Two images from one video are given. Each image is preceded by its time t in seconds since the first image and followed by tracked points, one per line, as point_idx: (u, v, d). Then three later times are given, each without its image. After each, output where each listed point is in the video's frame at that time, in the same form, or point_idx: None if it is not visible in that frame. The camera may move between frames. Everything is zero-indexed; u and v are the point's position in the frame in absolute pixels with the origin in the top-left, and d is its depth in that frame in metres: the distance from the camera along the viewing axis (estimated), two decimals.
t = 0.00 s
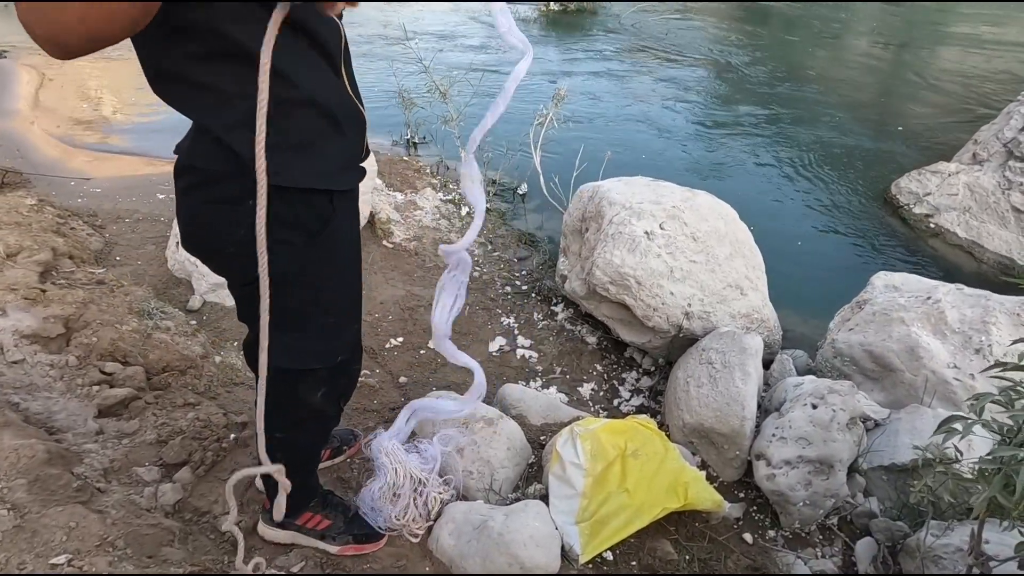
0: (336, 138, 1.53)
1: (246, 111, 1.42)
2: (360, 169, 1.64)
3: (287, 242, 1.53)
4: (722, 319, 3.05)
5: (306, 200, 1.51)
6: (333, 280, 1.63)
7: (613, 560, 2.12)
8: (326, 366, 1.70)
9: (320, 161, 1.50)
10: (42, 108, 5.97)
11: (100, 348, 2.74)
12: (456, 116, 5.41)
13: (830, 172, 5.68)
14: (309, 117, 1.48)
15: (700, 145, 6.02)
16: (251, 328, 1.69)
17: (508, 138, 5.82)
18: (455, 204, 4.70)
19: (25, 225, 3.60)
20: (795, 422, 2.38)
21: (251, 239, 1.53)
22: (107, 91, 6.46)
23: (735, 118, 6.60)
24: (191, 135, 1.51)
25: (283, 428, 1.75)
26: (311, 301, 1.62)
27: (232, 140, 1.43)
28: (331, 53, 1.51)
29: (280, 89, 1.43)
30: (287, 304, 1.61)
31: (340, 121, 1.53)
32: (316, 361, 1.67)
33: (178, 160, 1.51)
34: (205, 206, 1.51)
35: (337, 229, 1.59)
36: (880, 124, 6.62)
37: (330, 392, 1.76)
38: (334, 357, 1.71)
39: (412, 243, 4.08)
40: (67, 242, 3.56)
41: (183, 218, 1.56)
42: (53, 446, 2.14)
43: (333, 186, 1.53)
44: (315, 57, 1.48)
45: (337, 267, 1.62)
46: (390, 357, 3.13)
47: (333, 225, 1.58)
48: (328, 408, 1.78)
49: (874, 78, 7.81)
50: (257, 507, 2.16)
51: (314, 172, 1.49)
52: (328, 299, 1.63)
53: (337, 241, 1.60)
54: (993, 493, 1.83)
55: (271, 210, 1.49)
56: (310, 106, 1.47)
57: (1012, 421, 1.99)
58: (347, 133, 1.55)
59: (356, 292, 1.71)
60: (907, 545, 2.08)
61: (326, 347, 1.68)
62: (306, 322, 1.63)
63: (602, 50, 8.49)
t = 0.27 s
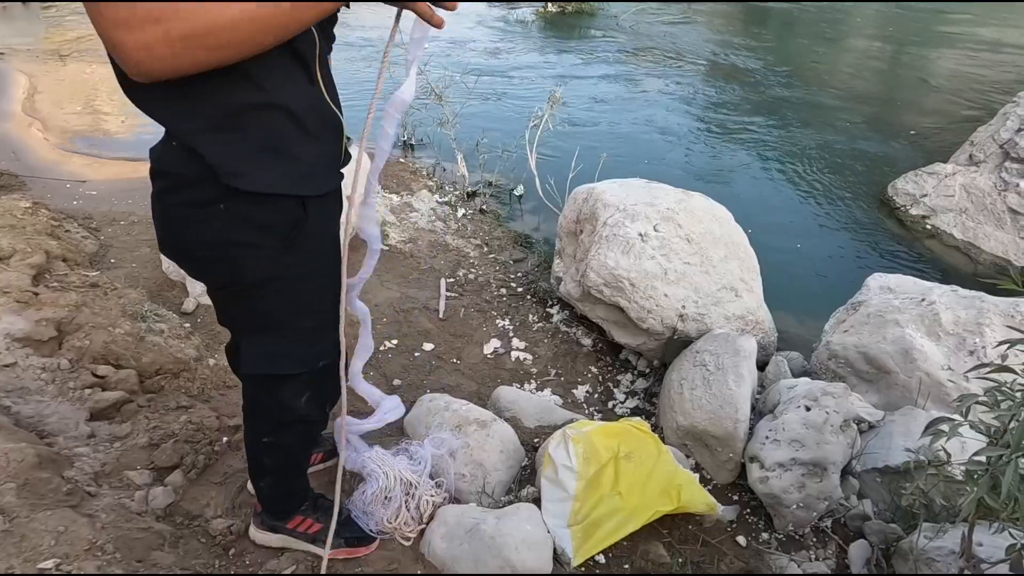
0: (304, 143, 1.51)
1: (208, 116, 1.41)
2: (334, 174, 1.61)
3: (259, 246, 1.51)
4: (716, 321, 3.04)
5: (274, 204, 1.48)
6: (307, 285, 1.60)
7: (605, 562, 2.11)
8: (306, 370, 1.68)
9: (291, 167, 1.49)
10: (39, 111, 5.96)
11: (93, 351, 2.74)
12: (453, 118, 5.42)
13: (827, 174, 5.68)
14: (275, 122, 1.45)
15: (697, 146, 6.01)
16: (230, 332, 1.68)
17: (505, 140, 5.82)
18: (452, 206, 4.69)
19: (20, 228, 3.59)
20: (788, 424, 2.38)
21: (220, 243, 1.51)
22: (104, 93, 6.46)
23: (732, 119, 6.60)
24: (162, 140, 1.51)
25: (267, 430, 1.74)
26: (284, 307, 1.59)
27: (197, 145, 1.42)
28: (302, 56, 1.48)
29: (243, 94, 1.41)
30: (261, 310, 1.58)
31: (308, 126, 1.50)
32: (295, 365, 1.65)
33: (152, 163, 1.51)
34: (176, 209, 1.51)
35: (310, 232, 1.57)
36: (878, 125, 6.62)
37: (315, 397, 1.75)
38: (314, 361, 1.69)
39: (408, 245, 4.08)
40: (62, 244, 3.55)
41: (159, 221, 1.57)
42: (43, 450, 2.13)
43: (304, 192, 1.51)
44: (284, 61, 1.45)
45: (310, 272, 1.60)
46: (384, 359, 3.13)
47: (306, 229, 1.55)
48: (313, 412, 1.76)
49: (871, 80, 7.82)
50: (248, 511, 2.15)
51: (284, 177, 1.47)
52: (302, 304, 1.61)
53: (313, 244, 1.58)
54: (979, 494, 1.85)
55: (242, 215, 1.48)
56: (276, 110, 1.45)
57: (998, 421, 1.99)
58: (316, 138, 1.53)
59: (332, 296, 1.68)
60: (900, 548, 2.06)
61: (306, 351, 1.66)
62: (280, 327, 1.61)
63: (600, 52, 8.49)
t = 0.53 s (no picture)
0: (295, 142, 1.51)
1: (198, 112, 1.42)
2: (323, 173, 1.62)
3: (250, 244, 1.51)
4: (716, 322, 3.04)
5: (263, 202, 1.49)
6: (299, 285, 1.60)
7: (605, 562, 2.11)
8: (300, 370, 1.68)
9: (282, 167, 1.49)
10: (38, 112, 5.97)
11: (93, 352, 2.74)
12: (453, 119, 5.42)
13: (826, 174, 5.68)
14: (267, 121, 1.46)
15: (697, 147, 6.01)
16: (221, 331, 1.67)
17: (504, 141, 5.82)
18: (451, 207, 4.69)
19: (20, 229, 3.59)
20: (789, 424, 2.38)
21: (210, 241, 1.50)
22: (104, 95, 6.46)
23: (732, 120, 6.60)
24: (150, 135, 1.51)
25: (263, 431, 1.73)
26: (275, 306, 1.59)
27: (186, 141, 1.43)
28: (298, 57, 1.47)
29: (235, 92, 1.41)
30: (253, 309, 1.58)
31: (299, 126, 1.51)
32: (289, 364, 1.65)
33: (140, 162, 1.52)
34: (164, 206, 1.50)
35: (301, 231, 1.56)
36: (877, 126, 6.62)
37: (310, 396, 1.75)
38: (308, 361, 1.69)
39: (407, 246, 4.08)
40: (61, 245, 3.55)
41: (146, 219, 1.56)
42: (43, 451, 2.13)
43: (295, 191, 1.51)
44: (280, 61, 1.45)
45: (302, 271, 1.59)
46: (384, 360, 3.13)
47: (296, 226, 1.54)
48: (308, 412, 1.76)
49: (871, 80, 7.82)
50: (248, 511, 2.15)
51: (275, 176, 1.48)
52: (293, 304, 1.60)
53: (305, 242, 1.58)
54: (982, 494, 1.85)
55: (232, 213, 1.48)
56: (268, 109, 1.45)
57: (1001, 420, 2.00)
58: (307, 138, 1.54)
59: (324, 296, 1.68)
60: (901, 548, 2.06)
61: (299, 350, 1.66)
62: (272, 326, 1.61)
63: (600, 52, 8.50)
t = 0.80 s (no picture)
0: (285, 145, 1.51)
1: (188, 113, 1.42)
2: (314, 176, 1.62)
3: (239, 247, 1.52)
4: (716, 323, 3.05)
5: (252, 204, 1.49)
6: (292, 286, 1.61)
7: (605, 565, 2.11)
8: (290, 374, 1.68)
9: (271, 169, 1.49)
10: (39, 115, 5.97)
11: (93, 354, 2.74)
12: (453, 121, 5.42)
13: (826, 175, 5.68)
14: (257, 123, 1.46)
15: (697, 149, 6.01)
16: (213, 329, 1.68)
17: (503, 143, 5.82)
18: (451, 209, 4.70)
19: (20, 232, 3.60)
20: (788, 426, 2.38)
21: (200, 243, 1.50)
22: (104, 98, 6.47)
23: (732, 121, 6.61)
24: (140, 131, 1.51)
25: (258, 435, 1.74)
26: (268, 309, 1.60)
27: (175, 139, 1.43)
28: (290, 60, 1.46)
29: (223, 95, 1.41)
30: (242, 311, 1.59)
31: (290, 129, 1.51)
32: (280, 368, 1.66)
33: (130, 162, 1.51)
34: (153, 207, 1.50)
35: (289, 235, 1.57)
36: (877, 127, 6.63)
37: (303, 400, 1.75)
38: (299, 364, 1.69)
39: (408, 248, 4.08)
40: (62, 248, 3.56)
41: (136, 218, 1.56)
42: (43, 454, 2.13)
43: (285, 194, 1.51)
44: (273, 64, 1.44)
45: (294, 273, 1.60)
46: (384, 362, 3.13)
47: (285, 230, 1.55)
48: (303, 416, 1.76)
49: (871, 81, 7.83)
50: (248, 514, 2.15)
51: (265, 178, 1.48)
52: (285, 306, 1.61)
53: (296, 246, 1.59)
54: (981, 496, 1.85)
55: (221, 215, 1.48)
56: (258, 110, 1.45)
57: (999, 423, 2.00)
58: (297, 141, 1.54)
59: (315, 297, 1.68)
60: (901, 550, 2.06)
61: (289, 353, 1.66)
62: (263, 328, 1.62)
63: (599, 54, 8.50)
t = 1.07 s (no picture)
0: (281, 143, 1.52)
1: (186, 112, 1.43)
2: (309, 177, 1.62)
3: (231, 247, 1.52)
4: (717, 324, 3.05)
5: (243, 204, 1.49)
6: (287, 288, 1.60)
7: (606, 566, 2.11)
8: (285, 377, 1.68)
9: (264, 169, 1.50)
10: (40, 117, 5.98)
11: (94, 357, 2.74)
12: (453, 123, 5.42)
13: (826, 176, 5.68)
14: (254, 122, 1.47)
15: (697, 150, 6.01)
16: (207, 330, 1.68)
17: (504, 144, 5.83)
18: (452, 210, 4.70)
19: (21, 234, 3.60)
20: (789, 427, 2.38)
21: (194, 242, 1.51)
22: (105, 99, 6.47)
23: (732, 122, 6.61)
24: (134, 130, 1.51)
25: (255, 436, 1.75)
26: (264, 310, 1.59)
27: (169, 134, 1.44)
28: (287, 59, 1.47)
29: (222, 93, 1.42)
30: (236, 312, 1.58)
31: (286, 127, 1.52)
32: (275, 369, 1.66)
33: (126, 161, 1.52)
34: (147, 206, 1.50)
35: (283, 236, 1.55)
36: (877, 127, 6.63)
37: (297, 402, 1.75)
38: (293, 366, 1.68)
39: (408, 249, 4.08)
40: (62, 250, 3.56)
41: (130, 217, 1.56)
42: (44, 456, 2.13)
43: (276, 193, 1.51)
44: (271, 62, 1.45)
45: (290, 274, 1.60)
46: (384, 364, 3.13)
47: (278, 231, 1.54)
48: (297, 419, 1.77)
49: (871, 82, 7.84)
50: (249, 516, 2.15)
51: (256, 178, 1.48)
52: (280, 307, 1.61)
53: (291, 247, 1.58)
54: (982, 496, 1.85)
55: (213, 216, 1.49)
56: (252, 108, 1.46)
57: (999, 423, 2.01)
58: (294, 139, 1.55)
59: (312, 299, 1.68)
60: (902, 550, 2.06)
61: (283, 355, 1.66)
62: (258, 328, 1.61)
63: (600, 55, 8.51)
